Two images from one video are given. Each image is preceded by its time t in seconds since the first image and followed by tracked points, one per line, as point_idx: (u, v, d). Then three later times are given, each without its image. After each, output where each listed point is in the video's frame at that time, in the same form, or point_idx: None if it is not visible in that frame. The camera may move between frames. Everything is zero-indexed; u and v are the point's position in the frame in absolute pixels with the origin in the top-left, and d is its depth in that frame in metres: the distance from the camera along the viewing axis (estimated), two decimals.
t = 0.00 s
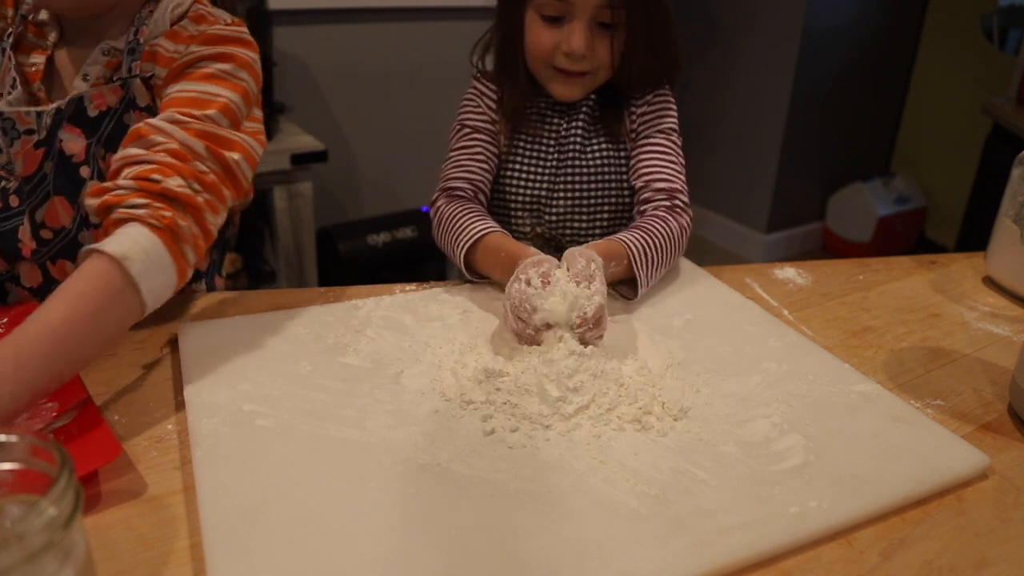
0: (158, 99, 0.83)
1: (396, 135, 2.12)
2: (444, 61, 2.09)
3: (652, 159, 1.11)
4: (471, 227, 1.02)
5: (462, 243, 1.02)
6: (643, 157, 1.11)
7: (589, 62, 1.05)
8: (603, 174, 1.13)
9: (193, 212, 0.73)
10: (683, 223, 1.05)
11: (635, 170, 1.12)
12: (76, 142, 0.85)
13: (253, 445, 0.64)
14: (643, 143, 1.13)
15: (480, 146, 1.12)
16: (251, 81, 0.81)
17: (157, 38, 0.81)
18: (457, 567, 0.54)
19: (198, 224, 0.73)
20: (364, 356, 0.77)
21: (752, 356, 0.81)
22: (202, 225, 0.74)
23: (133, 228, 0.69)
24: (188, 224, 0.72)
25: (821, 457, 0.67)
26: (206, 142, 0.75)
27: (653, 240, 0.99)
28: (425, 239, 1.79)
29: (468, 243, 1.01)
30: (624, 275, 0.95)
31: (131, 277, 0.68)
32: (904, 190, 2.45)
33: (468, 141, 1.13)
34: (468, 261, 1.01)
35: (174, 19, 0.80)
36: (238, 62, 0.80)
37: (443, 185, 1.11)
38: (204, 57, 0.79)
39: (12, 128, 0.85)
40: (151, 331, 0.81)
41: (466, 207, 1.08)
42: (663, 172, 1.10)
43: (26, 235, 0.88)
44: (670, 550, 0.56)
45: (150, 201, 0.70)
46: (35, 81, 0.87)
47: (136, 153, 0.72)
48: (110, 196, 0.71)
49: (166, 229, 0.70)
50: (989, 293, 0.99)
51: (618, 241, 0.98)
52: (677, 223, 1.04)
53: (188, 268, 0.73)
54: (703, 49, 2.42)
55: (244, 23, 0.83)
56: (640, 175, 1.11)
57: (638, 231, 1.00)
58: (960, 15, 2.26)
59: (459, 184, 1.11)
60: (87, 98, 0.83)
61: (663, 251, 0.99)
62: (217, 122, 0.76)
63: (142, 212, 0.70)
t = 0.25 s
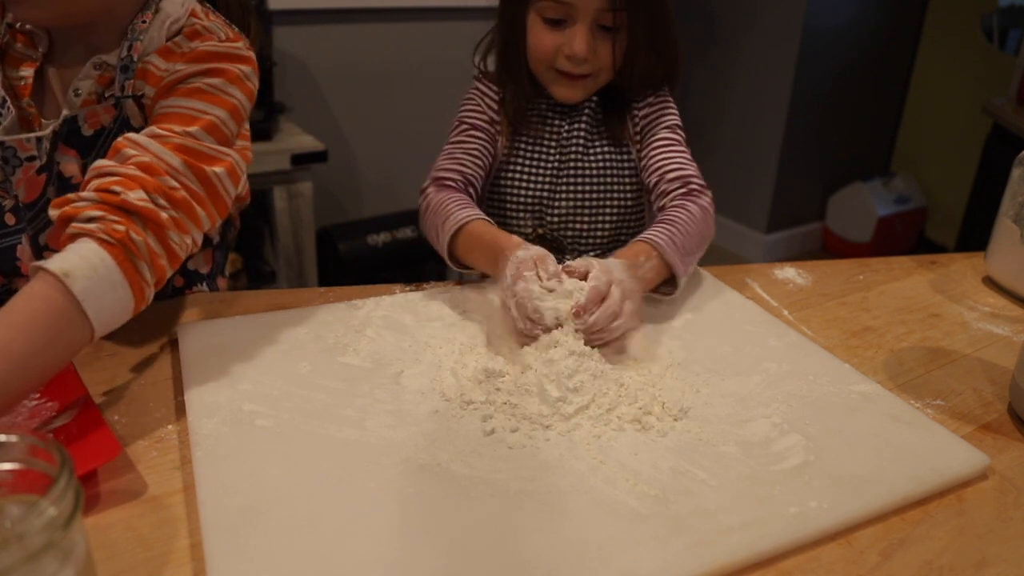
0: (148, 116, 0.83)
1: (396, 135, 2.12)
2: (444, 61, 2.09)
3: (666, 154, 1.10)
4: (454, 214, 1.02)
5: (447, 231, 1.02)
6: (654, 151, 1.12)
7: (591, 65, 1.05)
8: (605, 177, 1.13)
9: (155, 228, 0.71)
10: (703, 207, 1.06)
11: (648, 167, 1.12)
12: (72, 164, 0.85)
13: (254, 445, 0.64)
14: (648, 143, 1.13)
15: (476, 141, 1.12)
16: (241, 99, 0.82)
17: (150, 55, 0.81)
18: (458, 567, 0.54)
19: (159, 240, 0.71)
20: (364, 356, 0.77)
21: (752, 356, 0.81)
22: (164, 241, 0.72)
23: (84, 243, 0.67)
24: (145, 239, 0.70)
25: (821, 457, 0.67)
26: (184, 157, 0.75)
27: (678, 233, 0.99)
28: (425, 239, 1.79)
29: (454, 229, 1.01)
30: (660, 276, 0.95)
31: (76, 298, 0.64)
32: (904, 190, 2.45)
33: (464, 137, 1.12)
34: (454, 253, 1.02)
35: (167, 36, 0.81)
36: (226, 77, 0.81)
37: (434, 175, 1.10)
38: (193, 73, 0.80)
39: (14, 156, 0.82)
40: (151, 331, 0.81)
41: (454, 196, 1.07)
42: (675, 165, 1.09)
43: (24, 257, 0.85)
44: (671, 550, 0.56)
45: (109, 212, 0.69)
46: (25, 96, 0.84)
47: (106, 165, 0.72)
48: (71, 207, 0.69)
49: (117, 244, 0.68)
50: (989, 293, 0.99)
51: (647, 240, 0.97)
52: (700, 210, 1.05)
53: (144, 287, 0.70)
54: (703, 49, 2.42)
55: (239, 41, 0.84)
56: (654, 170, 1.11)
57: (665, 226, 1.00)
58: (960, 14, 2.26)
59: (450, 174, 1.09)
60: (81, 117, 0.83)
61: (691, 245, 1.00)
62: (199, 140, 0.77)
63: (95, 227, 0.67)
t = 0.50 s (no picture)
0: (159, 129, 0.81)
1: (396, 135, 2.12)
2: (444, 61, 2.09)
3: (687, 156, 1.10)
4: (446, 219, 0.97)
5: (433, 234, 0.97)
6: (674, 151, 1.11)
7: (590, 61, 1.05)
8: (605, 180, 1.14)
9: (167, 245, 0.71)
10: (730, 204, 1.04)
11: (667, 166, 1.11)
12: (80, 176, 0.82)
13: (254, 445, 0.64)
14: (655, 145, 1.14)
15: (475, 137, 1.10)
16: (252, 109, 0.82)
17: (157, 66, 0.79)
18: (457, 567, 0.54)
19: (172, 257, 0.72)
20: (364, 356, 0.77)
21: (752, 356, 0.81)
22: (176, 257, 0.72)
23: (98, 261, 0.67)
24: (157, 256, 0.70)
25: (821, 457, 0.67)
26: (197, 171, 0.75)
27: (710, 229, 0.98)
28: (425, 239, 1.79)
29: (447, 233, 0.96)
30: (694, 268, 0.94)
31: (87, 315, 0.65)
32: (904, 190, 2.45)
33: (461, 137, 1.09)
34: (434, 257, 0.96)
35: (175, 47, 0.79)
36: (237, 88, 0.80)
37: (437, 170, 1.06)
38: (202, 85, 0.78)
39: (22, 173, 0.80)
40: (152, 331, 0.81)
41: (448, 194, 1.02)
42: (696, 166, 1.09)
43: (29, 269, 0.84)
44: (670, 550, 0.56)
45: (119, 231, 0.69)
46: (26, 104, 0.82)
47: (118, 183, 0.72)
48: (84, 226, 0.69)
49: (130, 261, 0.68)
50: (989, 293, 0.99)
51: (675, 237, 0.97)
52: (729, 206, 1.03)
53: (158, 303, 0.70)
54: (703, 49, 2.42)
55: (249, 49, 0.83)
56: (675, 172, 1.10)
57: (696, 222, 0.99)
58: (960, 14, 2.26)
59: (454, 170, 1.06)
60: (88, 128, 0.81)
61: (723, 243, 0.98)
62: (211, 153, 0.77)
63: (107, 244, 0.68)
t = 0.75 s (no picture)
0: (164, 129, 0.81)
1: (396, 135, 2.12)
2: (444, 61, 2.09)
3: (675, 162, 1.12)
4: (446, 236, 0.94)
5: (429, 251, 0.93)
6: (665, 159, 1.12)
7: (596, 61, 1.05)
8: (605, 181, 1.14)
9: (182, 249, 0.73)
10: (708, 218, 1.05)
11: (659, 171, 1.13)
12: (83, 178, 0.82)
13: (254, 445, 0.64)
14: (652, 148, 1.15)
15: (473, 141, 1.09)
16: (256, 108, 0.82)
17: (160, 66, 0.78)
18: (457, 567, 0.54)
19: (187, 261, 0.73)
20: (364, 356, 0.77)
21: (752, 356, 0.81)
22: (192, 261, 0.73)
23: (114, 265, 0.68)
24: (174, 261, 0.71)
25: (821, 457, 0.67)
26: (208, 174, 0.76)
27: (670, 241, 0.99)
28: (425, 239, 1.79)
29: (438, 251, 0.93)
30: (647, 278, 0.95)
31: (105, 318, 0.66)
32: (904, 190, 2.45)
33: (459, 142, 1.08)
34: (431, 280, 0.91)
35: (177, 47, 0.79)
36: (242, 88, 0.80)
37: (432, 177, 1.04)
38: (209, 86, 0.79)
39: (24, 177, 0.79)
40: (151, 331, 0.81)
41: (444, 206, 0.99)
42: (681, 174, 1.11)
43: (29, 270, 0.84)
44: (670, 550, 0.56)
45: (136, 237, 0.70)
46: (29, 106, 0.81)
47: (131, 187, 0.72)
48: (99, 232, 0.70)
49: (148, 267, 0.69)
50: (989, 293, 0.99)
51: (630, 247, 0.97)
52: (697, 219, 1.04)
53: (174, 307, 0.72)
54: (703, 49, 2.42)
55: (252, 49, 0.83)
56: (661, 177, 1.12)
57: (658, 235, 0.99)
58: (960, 14, 2.26)
59: (448, 175, 1.05)
60: (91, 129, 0.80)
61: (689, 257, 0.98)
62: (219, 154, 0.78)
63: (126, 250, 0.69)
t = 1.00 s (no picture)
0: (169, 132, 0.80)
1: (396, 135, 2.12)
2: (444, 61, 2.09)
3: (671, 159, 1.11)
4: (435, 230, 0.95)
5: (420, 246, 0.94)
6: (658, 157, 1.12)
7: (598, 64, 1.05)
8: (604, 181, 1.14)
9: (193, 252, 0.74)
10: (701, 221, 1.04)
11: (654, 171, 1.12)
12: (87, 181, 0.81)
13: (254, 445, 0.64)
14: (650, 148, 1.14)
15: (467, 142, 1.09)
16: (261, 111, 0.82)
17: (165, 69, 0.78)
18: (457, 567, 0.54)
19: (198, 264, 0.74)
20: (364, 356, 0.77)
21: (752, 356, 0.81)
22: (202, 263, 0.74)
23: (126, 267, 0.69)
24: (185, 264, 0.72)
25: (821, 457, 0.67)
26: (215, 178, 0.77)
27: (665, 245, 0.98)
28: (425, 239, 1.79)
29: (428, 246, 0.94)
30: (642, 282, 0.94)
31: (117, 319, 0.67)
32: (904, 190, 2.45)
33: (454, 139, 1.08)
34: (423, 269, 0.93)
35: (182, 50, 0.79)
36: (248, 93, 0.81)
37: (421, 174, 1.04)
38: (215, 90, 0.79)
39: (29, 180, 0.80)
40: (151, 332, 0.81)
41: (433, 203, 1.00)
42: (675, 174, 1.10)
43: (31, 272, 0.84)
44: (670, 550, 0.56)
45: (148, 241, 0.71)
46: (31, 109, 0.81)
47: (140, 192, 0.73)
48: (110, 236, 0.71)
49: (160, 270, 0.70)
50: (989, 293, 0.99)
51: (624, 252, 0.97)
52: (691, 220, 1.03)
53: (185, 310, 0.73)
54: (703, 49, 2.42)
55: (255, 54, 0.84)
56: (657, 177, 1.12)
57: (652, 239, 0.99)
58: (960, 15, 2.26)
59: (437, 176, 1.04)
60: (95, 132, 0.79)
61: (684, 259, 0.97)
62: (227, 159, 0.79)
63: (139, 253, 0.70)
